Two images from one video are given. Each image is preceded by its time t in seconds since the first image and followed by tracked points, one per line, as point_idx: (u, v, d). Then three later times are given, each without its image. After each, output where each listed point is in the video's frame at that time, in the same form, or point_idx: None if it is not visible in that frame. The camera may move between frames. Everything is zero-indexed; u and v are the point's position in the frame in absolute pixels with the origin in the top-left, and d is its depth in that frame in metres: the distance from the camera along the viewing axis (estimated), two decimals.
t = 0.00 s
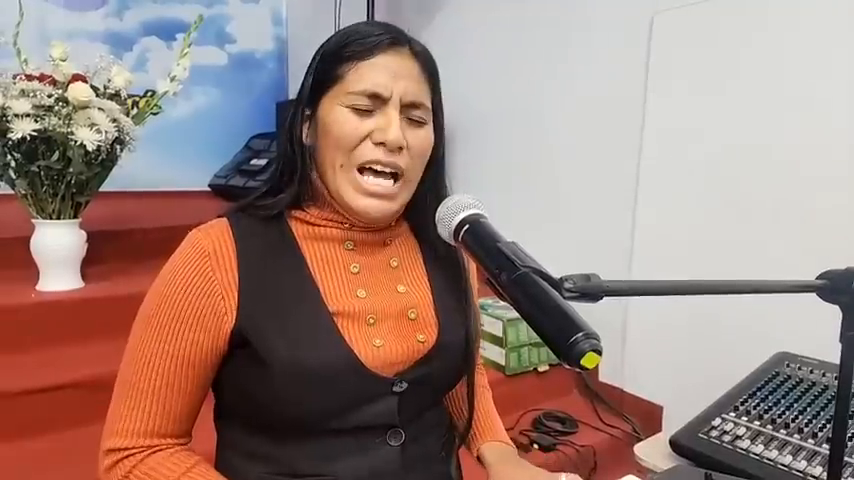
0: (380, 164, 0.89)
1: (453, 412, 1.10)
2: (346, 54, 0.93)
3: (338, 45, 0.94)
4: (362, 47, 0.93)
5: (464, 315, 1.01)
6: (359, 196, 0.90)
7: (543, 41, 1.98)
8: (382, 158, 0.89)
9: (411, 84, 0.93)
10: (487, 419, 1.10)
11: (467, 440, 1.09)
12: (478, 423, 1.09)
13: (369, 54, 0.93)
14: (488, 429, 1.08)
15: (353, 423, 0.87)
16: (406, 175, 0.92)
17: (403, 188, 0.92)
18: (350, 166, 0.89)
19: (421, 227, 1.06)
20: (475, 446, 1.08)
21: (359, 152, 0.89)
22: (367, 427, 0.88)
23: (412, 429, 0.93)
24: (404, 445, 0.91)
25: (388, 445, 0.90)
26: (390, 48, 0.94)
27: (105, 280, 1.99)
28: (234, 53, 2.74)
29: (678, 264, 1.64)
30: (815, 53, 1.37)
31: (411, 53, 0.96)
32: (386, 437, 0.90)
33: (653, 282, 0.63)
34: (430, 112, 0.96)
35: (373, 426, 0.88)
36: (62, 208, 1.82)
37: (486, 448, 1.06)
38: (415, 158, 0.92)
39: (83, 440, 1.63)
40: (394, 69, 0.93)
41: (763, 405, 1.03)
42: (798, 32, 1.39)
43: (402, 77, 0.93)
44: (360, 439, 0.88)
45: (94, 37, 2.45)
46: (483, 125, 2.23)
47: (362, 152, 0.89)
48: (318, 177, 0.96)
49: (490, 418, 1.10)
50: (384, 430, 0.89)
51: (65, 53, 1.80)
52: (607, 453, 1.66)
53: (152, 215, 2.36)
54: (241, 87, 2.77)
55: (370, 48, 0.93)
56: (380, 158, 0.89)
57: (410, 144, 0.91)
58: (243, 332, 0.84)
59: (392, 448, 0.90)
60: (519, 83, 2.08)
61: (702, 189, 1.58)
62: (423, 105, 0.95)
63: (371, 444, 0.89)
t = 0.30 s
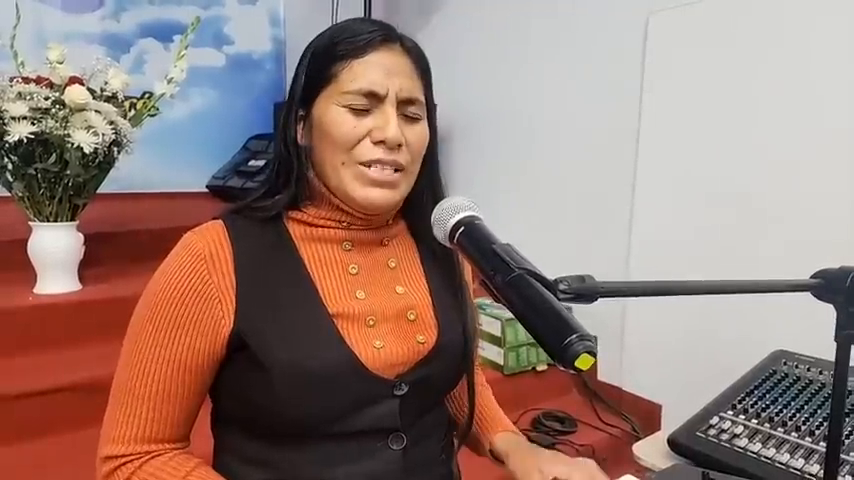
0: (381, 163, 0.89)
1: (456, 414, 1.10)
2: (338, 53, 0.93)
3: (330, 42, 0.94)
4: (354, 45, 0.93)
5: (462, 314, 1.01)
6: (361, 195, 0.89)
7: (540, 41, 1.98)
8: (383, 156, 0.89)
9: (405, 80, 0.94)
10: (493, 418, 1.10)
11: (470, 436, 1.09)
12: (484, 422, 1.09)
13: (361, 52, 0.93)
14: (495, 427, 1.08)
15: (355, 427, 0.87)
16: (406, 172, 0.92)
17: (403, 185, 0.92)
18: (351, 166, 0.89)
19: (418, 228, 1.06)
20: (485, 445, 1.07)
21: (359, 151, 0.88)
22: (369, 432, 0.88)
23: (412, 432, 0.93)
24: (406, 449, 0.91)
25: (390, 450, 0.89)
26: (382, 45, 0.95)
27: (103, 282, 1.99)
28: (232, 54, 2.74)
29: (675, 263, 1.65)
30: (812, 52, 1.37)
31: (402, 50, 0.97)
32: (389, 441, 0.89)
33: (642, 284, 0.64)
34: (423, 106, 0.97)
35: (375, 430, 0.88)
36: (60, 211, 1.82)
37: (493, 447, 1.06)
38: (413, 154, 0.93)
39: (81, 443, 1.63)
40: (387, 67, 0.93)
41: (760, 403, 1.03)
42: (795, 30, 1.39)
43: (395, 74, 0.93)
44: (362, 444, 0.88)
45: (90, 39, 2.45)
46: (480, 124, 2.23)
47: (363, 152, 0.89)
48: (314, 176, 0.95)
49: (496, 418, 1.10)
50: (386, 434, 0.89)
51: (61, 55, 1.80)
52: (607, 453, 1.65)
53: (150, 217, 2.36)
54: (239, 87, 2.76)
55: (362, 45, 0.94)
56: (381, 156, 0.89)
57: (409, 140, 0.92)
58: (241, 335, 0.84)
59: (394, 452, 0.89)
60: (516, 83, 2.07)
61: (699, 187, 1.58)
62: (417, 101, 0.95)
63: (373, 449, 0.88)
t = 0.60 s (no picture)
0: (380, 156, 0.89)
1: (456, 413, 1.10)
2: (332, 48, 0.94)
3: (324, 39, 0.94)
4: (347, 40, 0.94)
5: (461, 315, 1.01)
6: (361, 190, 0.90)
7: (539, 41, 1.98)
8: (381, 149, 0.89)
9: (399, 73, 0.94)
10: (506, 423, 1.09)
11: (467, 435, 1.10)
12: (498, 427, 1.08)
13: (355, 46, 0.94)
14: (510, 433, 1.07)
15: (354, 429, 0.87)
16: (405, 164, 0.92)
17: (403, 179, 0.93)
18: (350, 162, 0.89)
19: (417, 227, 1.06)
20: (504, 453, 1.06)
21: (357, 145, 0.89)
22: (367, 434, 0.88)
23: (412, 435, 0.92)
24: (405, 452, 0.91)
25: (389, 452, 0.89)
26: (375, 38, 0.95)
27: (102, 282, 1.99)
28: (231, 53, 2.73)
29: (673, 263, 1.65)
30: (810, 52, 1.37)
31: (395, 43, 0.97)
32: (387, 443, 0.89)
33: (635, 282, 0.65)
34: (419, 97, 0.97)
35: (373, 432, 0.88)
36: (58, 210, 1.82)
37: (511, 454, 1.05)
38: (412, 146, 0.93)
39: (80, 442, 1.63)
40: (381, 59, 0.94)
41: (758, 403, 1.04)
42: (794, 29, 1.39)
43: (389, 66, 0.94)
44: (361, 446, 0.88)
45: (90, 38, 2.45)
46: (479, 124, 2.23)
47: (361, 146, 0.89)
48: (313, 175, 0.95)
49: (507, 421, 1.09)
50: (384, 437, 0.89)
51: (60, 55, 1.80)
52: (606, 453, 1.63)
53: (148, 216, 2.36)
54: (238, 87, 2.76)
55: (356, 39, 0.94)
56: (379, 149, 0.89)
57: (406, 133, 0.92)
58: (240, 337, 0.84)
59: (393, 455, 0.89)
60: (515, 83, 2.07)
61: (698, 188, 1.58)
62: (413, 93, 0.96)
63: (372, 451, 0.88)
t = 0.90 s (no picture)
0: (380, 167, 0.89)
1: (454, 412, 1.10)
2: (337, 54, 0.93)
3: (329, 43, 0.94)
4: (354, 46, 0.93)
5: (459, 316, 1.01)
6: (359, 199, 0.89)
7: (537, 41, 1.98)
8: (382, 160, 0.89)
9: (405, 83, 0.94)
10: (502, 416, 1.09)
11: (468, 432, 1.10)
12: (494, 421, 1.09)
13: (362, 53, 0.93)
14: (508, 426, 1.08)
15: (349, 431, 0.87)
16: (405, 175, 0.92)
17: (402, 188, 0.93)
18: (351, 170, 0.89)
19: (415, 229, 1.06)
20: (502, 446, 1.06)
21: (359, 155, 0.89)
22: (362, 437, 0.88)
23: (409, 436, 0.93)
24: (400, 453, 0.91)
25: (384, 453, 0.89)
26: (382, 46, 0.95)
27: (101, 282, 1.99)
28: (230, 54, 2.74)
29: (671, 263, 1.65)
30: (807, 51, 1.37)
31: (402, 50, 0.96)
32: (382, 445, 0.89)
33: (631, 281, 0.66)
34: (423, 108, 0.97)
35: (368, 435, 0.88)
36: (57, 211, 1.82)
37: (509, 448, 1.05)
38: (413, 158, 0.93)
39: (79, 442, 1.64)
40: (388, 68, 0.93)
41: (756, 402, 1.04)
42: (789, 28, 1.40)
43: (396, 77, 0.93)
44: (358, 448, 0.88)
45: (89, 38, 2.45)
46: (478, 124, 2.23)
47: (362, 156, 0.89)
48: (311, 178, 0.95)
49: (505, 415, 1.10)
50: (380, 438, 0.89)
51: (59, 55, 1.80)
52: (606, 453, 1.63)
53: (149, 217, 2.37)
54: (237, 87, 2.76)
55: (363, 47, 0.93)
56: (380, 161, 0.89)
57: (409, 144, 0.92)
58: (234, 340, 0.84)
59: (388, 456, 0.89)
60: (514, 82, 2.08)
61: (696, 187, 1.58)
62: (418, 103, 0.95)
63: (368, 452, 0.88)
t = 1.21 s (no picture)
0: (386, 182, 0.89)
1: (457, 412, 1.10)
2: (346, 64, 0.91)
3: (337, 53, 0.92)
4: (365, 57, 0.91)
5: (460, 317, 1.01)
6: (363, 213, 0.89)
7: (537, 41, 1.98)
8: (390, 176, 0.88)
9: (416, 95, 0.92)
10: (500, 407, 1.09)
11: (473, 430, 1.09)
12: (494, 414, 1.09)
13: (373, 64, 0.91)
14: (510, 419, 1.08)
15: (349, 433, 0.87)
16: (409, 187, 0.92)
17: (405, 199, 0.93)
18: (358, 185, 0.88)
19: (414, 229, 1.06)
20: (505, 438, 1.06)
21: (366, 171, 0.88)
22: (363, 438, 0.88)
23: (411, 437, 0.93)
24: (402, 454, 0.91)
25: (386, 455, 0.89)
26: (394, 57, 0.92)
27: (101, 280, 1.99)
28: (230, 53, 2.74)
29: (670, 264, 1.65)
30: (807, 51, 1.37)
31: (414, 60, 0.94)
32: (385, 446, 0.89)
33: (626, 282, 0.66)
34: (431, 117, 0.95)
35: (370, 436, 0.88)
36: (57, 208, 1.83)
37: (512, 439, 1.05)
38: (417, 170, 0.92)
39: (79, 440, 1.64)
40: (399, 81, 0.91)
41: (754, 404, 1.04)
42: (784, 31, 1.41)
43: (406, 91, 0.91)
44: (359, 450, 0.88)
45: (90, 37, 2.46)
46: (477, 123, 2.24)
47: (368, 171, 0.88)
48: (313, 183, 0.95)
49: (507, 408, 1.09)
50: (381, 440, 0.89)
51: (60, 53, 1.80)
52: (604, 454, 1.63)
53: (150, 215, 2.37)
54: (237, 86, 2.76)
55: (374, 59, 0.91)
56: (386, 176, 0.88)
57: (416, 158, 0.91)
58: (234, 343, 0.84)
59: (390, 457, 0.89)
60: (513, 82, 2.08)
61: (695, 188, 1.58)
62: (427, 115, 0.94)
63: (370, 454, 0.88)
